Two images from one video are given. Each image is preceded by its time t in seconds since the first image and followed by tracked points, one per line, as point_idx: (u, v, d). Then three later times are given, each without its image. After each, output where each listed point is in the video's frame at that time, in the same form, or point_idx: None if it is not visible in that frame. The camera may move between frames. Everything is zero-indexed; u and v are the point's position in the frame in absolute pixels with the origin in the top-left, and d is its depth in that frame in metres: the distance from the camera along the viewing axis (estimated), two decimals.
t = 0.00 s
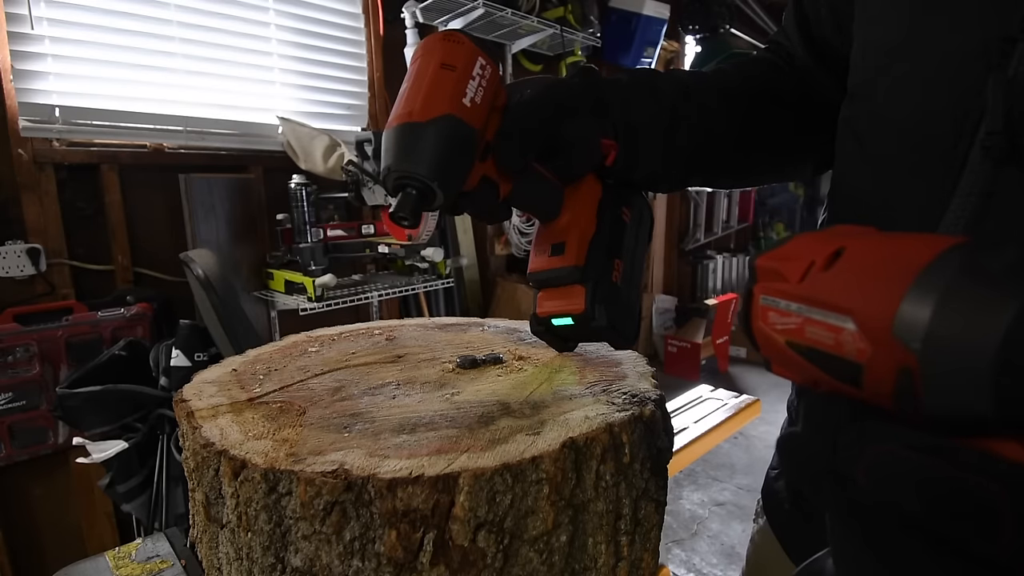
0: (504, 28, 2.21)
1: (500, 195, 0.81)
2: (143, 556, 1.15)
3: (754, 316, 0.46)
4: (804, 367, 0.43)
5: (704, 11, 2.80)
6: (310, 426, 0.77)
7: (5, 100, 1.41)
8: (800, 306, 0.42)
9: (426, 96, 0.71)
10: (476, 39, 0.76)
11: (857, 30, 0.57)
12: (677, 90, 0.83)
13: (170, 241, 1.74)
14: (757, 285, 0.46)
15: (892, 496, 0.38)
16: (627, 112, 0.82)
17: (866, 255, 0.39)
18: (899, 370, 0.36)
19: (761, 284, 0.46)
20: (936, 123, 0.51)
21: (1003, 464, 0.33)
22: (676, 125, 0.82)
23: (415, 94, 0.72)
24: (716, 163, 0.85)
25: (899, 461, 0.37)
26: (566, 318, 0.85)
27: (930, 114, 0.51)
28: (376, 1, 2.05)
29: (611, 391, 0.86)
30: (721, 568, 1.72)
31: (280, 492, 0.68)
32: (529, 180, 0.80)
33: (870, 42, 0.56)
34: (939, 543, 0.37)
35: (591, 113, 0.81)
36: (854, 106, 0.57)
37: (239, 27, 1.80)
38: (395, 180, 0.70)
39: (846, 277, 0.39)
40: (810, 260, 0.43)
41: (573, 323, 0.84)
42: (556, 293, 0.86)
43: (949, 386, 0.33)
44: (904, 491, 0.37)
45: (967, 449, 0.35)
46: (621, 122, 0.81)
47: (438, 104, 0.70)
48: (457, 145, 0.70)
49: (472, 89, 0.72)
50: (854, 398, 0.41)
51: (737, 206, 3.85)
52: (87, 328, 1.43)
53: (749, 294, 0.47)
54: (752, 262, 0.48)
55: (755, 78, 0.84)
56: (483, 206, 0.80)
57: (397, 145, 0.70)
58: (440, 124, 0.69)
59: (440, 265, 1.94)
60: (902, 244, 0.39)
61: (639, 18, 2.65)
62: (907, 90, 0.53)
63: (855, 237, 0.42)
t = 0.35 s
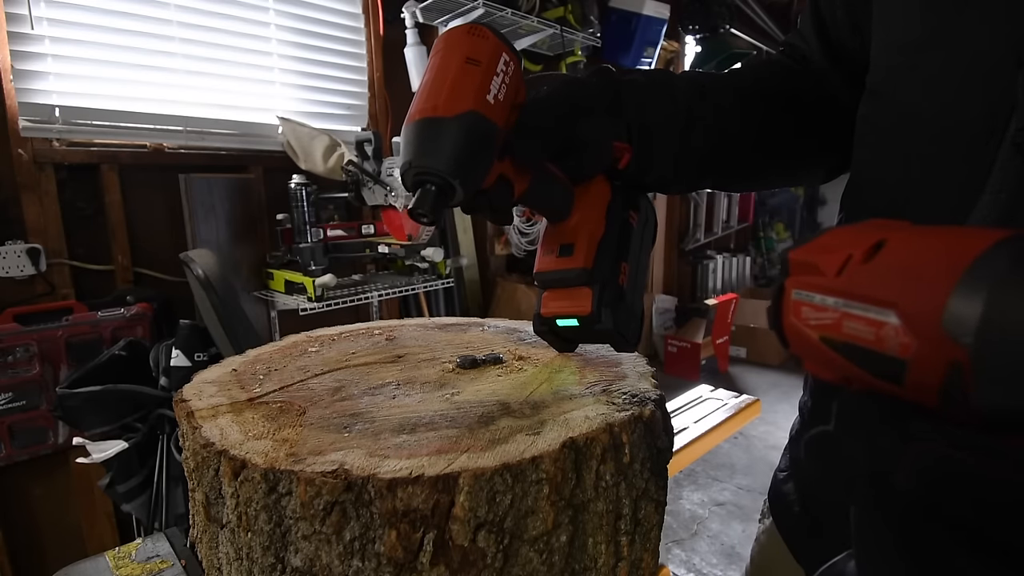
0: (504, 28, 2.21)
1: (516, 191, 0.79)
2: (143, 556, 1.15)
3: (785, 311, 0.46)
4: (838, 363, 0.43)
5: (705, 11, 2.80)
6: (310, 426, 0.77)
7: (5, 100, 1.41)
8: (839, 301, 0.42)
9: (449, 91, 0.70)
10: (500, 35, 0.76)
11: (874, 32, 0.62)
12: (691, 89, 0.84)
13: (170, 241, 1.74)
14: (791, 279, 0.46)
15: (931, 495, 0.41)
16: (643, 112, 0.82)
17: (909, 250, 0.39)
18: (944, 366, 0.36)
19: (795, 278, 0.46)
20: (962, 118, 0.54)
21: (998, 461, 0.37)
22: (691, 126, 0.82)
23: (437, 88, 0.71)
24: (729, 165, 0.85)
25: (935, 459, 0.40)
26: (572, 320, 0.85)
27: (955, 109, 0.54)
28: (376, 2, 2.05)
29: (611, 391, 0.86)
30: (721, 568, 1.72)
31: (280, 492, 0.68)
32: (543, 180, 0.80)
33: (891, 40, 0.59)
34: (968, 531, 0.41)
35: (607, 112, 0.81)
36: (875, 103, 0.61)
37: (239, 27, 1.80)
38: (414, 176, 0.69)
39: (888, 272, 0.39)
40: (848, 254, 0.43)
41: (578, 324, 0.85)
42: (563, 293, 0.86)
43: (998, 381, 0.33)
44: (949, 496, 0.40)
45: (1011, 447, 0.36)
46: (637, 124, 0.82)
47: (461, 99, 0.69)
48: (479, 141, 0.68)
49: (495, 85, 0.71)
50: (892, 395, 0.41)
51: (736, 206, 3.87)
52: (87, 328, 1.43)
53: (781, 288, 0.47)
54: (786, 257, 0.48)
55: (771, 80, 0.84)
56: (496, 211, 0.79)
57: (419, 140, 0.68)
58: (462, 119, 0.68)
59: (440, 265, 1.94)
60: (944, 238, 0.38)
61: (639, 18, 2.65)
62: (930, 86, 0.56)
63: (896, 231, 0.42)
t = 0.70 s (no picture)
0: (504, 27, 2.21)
1: (520, 193, 0.78)
2: (143, 556, 1.15)
3: (799, 306, 0.46)
4: (853, 359, 0.43)
5: (705, 11, 2.80)
6: (310, 426, 0.77)
7: (5, 100, 1.41)
8: (853, 297, 0.42)
9: (456, 91, 0.69)
10: (506, 33, 0.76)
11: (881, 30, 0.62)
12: (695, 90, 0.83)
13: (170, 241, 1.74)
14: (804, 275, 0.46)
15: (944, 490, 0.39)
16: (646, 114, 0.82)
17: (925, 246, 0.39)
18: (966, 362, 0.36)
19: (808, 273, 0.46)
20: (970, 118, 0.54)
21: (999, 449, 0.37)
22: (693, 126, 0.83)
23: (442, 90, 0.70)
24: (730, 167, 0.85)
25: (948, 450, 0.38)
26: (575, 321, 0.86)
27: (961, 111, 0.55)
28: (376, 2, 2.05)
29: (611, 391, 0.86)
30: (721, 568, 1.72)
31: (280, 492, 0.68)
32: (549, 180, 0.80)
33: (900, 38, 0.60)
34: (979, 527, 0.39)
35: (612, 115, 0.81)
36: (882, 101, 0.61)
37: (239, 27, 1.80)
38: (417, 177, 0.69)
39: (906, 268, 0.39)
40: (863, 249, 0.42)
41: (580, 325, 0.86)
42: (564, 294, 0.87)
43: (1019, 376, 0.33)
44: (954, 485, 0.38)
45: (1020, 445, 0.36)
46: (639, 125, 0.82)
47: (466, 100, 0.69)
48: (484, 143, 0.68)
49: (501, 86, 0.71)
50: (909, 391, 0.41)
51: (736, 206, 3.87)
52: (87, 328, 1.43)
53: (795, 284, 0.47)
54: (798, 253, 0.48)
55: (776, 82, 0.84)
56: (501, 213, 0.79)
57: (424, 141, 0.68)
58: (467, 121, 0.68)
59: (440, 265, 1.94)
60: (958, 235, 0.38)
61: (639, 18, 2.65)
62: (938, 87, 0.56)
63: (910, 226, 0.42)
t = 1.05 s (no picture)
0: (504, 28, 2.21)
1: (531, 211, 0.80)
2: (143, 557, 1.15)
3: (820, 297, 0.46)
4: (875, 349, 0.43)
5: (704, 11, 2.80)
6: (310, 426, 0.77)
7: (5, 100, 1.41)
8: (878, 285, 0.41)
9: (470, 118, 0.69)
10: (527, 48, 0.73)
11: (894, 24, 0.63)
12: (711, 92, 0.83)
13: (171, 241, 1.74)
14: (824, 264, 0.46)
15: (973, 482, 0.39)
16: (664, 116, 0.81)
17: (954, 234, 0.39)
18: (999, 347, 0.36)
19: (829, 262, 0.45)
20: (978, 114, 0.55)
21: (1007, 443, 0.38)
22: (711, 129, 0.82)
23: (455, 116, 0.70)
24: (745, 170, 0.85)
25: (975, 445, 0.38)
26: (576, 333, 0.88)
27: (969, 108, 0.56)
28: (376, 2, 2.05)
29: (611, 391, 0.86)
30: (721, 568, 1.72)
31: (280, 492, 0.68)
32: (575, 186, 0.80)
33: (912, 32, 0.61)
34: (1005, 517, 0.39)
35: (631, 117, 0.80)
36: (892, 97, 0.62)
37: (239, 27, 1.80)
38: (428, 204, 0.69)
39: (935, 255, 0.39)
40: (888, 237, 0.43)
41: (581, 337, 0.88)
42: (564, 308, 0.88)
43: None
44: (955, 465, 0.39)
45: None
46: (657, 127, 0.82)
47: (481, 129, 0.68)
48: (498, 178, 0.69)
49: (518, 113, 0.71)
50: (935, 381, 0.41)
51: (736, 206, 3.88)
52: (87, 328, 1.43)
53: (814, 273, 0.47)
54: (816, 242, 0.48)
55: (789, 83, 0.84)
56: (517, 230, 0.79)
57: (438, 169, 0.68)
58: (482, 154, 0.68)
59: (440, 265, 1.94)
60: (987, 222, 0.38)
61: (639, 18, 2.65)
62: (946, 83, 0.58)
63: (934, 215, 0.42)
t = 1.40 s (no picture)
0: (504, 28, 2.21)
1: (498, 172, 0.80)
2: (143, 557, 1.15)
3: (840, 298, 0.45)
4: (897, 352, 0.43)
5: (704, 11, 2.80)
6: (310, 426, 0.77)
7: (5, 100, 1.41)
8: (900, 287, 0.42)
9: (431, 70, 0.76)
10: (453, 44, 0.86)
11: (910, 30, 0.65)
12: (639, 100, 0.85)
13: (171, 241, 1.74)
14: (845, 263, 0.46)
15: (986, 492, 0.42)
16: (592, 126, 0.84)
17: (979, 235, 0.39)
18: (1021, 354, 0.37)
19: (850, 261, 0.45)
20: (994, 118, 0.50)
21: None
22: (641, 134, 0.84)
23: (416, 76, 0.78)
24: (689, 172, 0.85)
25: (995, 450, 0.41)
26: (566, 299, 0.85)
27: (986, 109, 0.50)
28: (376, 2, 2.05)
29: (611, 391, 0.86)
30: (721, 568, 1.72)
31: (280, 492, 0.68)
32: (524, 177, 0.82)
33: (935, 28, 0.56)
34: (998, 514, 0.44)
35: (555, 126, 0.83)
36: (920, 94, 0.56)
37: (239, 27, 1.80)
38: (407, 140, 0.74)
39: (960, 258, 0.39)
40: (910, 238, 0.42)
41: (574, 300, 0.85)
42: (552, 279, 0.85)
43: None
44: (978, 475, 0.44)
45: None
46: (585, 136, 0.84)
47: (443, 72, 0.76)
48: (467, 105, 0.76)
49: (469, 71, 0.80)
50: (953, 384, 0.42)
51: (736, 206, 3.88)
52: (87, 328, 1.43)
53: (836, 272, 0.46)
54: (840, 239, 0.47)
55: (738, 86, 0.84)
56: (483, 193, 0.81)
57: (410, 109, 0.75)
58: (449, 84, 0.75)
59: (440, 265, 1.94)
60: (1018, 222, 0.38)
61: (639, 18, 2.65)
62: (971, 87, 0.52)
63: (957, 212, 0.42)
